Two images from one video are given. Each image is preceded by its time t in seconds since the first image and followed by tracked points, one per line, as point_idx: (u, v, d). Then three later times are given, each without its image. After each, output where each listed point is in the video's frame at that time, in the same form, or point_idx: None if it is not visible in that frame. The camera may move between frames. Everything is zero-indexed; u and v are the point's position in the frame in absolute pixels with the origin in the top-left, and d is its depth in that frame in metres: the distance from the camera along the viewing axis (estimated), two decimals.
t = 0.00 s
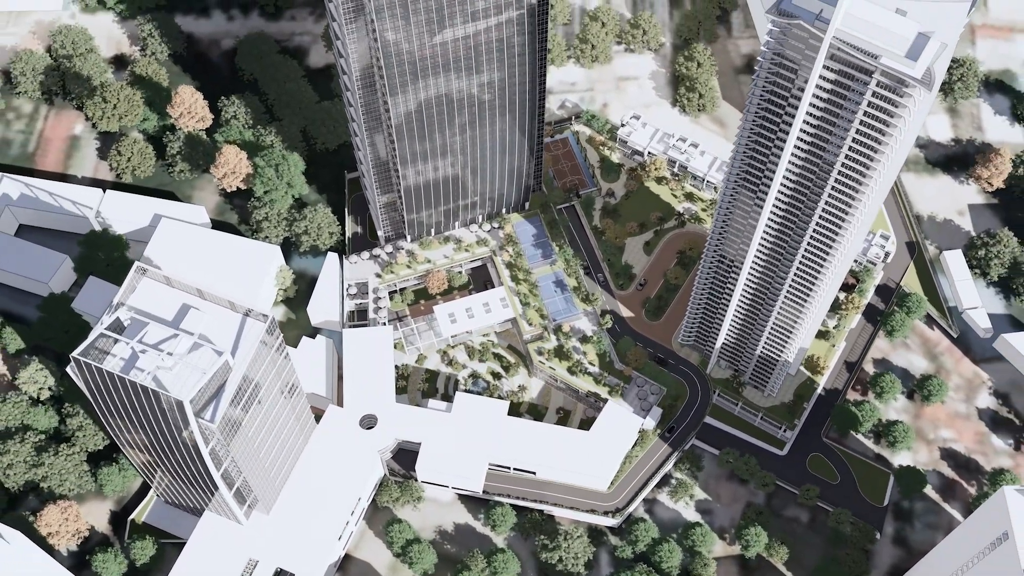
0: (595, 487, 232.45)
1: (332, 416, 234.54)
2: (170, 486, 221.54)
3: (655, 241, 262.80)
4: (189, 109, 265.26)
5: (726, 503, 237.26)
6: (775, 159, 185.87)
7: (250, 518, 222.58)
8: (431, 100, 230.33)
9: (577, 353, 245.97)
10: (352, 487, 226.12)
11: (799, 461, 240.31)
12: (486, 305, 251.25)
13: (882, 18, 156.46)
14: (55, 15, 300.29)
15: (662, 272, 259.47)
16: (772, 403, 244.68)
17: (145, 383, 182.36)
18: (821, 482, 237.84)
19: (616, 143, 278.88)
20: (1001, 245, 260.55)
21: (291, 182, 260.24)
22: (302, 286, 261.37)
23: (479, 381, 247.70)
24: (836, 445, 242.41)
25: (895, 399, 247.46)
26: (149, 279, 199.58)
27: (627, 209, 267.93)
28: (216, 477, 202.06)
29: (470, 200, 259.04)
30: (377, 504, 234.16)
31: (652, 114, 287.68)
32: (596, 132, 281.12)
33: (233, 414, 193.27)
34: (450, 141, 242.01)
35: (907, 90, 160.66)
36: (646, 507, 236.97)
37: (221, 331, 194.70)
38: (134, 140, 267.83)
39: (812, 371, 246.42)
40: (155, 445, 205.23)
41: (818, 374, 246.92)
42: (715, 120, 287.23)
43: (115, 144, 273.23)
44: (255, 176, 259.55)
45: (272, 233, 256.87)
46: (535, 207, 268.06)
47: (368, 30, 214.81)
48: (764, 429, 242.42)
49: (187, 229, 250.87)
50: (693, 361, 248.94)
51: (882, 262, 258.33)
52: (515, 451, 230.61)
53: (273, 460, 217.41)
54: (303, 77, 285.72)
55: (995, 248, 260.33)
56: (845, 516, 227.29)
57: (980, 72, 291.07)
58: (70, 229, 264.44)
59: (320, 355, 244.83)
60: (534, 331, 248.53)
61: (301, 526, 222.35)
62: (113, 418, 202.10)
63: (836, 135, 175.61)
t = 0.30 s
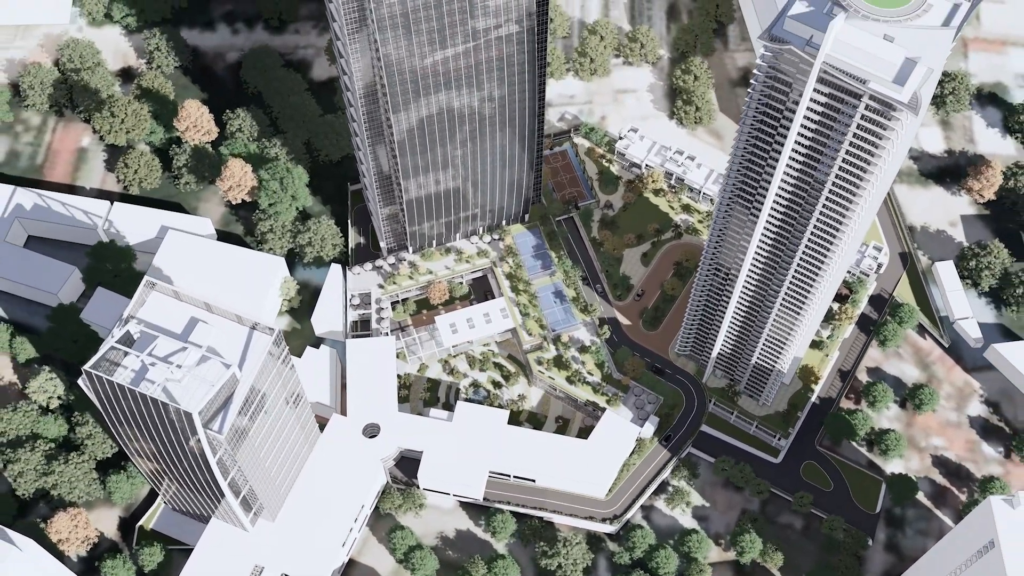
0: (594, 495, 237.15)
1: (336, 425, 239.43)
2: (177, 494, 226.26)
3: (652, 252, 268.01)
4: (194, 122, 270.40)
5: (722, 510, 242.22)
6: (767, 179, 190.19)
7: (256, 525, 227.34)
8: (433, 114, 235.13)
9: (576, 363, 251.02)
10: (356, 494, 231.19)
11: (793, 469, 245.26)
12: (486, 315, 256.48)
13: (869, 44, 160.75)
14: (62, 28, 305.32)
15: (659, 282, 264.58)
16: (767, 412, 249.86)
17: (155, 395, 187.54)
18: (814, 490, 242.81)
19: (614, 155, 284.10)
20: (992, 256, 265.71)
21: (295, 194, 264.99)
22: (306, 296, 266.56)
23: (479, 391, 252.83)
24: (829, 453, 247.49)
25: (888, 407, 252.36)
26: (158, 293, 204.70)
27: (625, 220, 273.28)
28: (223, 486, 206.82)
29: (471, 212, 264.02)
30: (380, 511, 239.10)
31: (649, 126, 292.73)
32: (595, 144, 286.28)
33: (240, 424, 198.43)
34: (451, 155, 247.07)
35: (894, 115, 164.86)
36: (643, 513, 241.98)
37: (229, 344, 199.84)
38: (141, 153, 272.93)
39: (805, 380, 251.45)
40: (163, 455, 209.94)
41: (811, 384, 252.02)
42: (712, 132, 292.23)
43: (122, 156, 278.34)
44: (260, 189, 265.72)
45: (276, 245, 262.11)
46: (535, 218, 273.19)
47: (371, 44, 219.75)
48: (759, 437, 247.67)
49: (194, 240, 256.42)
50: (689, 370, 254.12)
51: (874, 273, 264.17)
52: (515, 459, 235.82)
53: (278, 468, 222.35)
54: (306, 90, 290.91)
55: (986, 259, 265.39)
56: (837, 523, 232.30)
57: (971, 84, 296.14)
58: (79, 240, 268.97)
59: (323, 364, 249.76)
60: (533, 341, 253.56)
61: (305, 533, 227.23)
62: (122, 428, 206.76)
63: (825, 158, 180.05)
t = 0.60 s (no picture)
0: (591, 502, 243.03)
1: (339, 433, 244.46)
2: (184, 501, 230.95)
3: (649, 263, 273.43)
4: (200, 136, 275.81)
5: (718, 516, 247.10)
6: (760, 197, 195.01)
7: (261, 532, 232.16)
8: (434, 127, 239.98)
9: (574, 372, 256.03)
10: (359, 501, 236.40)
11: (788, 476, 250.30)
12: (486, 324, 261.67)
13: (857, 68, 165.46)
14: (69, 41, 310.25)
15: (655, 293, 270.25)
16: (762, 420, 254.79)
17: (164, 407, 192.57)
18: (808, 497, 247.83)
19: (612, 167, 289.15)
20: (983, 266, 270.31)
21: (299, 206, 269.60)
22: (310, 306, 270.95)
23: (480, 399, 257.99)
24: (823, 460, 252.42)
25: (880, 415, 257.13)
26: (166, 305, 208.69)
27: (623, 232, 278.81)
28: (230, 494, 211.63)
29: (472, 224, 268.99)
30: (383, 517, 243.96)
31: (647, 138, 297.67)
32: (593, 156, 291.37)
33: (247, 433, 203.59)
34: (452, 168, 252.01)
35: (882, 138, 169.50)
36: (641, 519, 246.72)
37: (235, 356, 204.33)
38: (147, 165, 277.76)
39: (799, 389, 256.56)
40: (171, 464, 214.53)
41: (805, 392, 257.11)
42: (708, 143, 297.12)
43: (129, 168, 283.41)
44: (264, 202, 270.30)
45: (280, 256, 266.66)
46: (534, 230, 278.33)
47: (373, 60, 224.62)
48: (754, 445, 252.67)
49: (202, 252, 262.40)
50: (686, 379, 259.47)
51: (867, 283, 270.15)
52: (515, 467, 240.95)
53: (284, 476, 227.29)
54: (309, 102, 295.88)
55: (977, 269, 270.06)
56: (830, 529, 237.27)
57: (963, 96, 301.00)
58: (87, 251, 273.92)
59: (327, 373, 254.40)
60: (533, 351, 258.45)
61: (309, 539, 232.20)
62: (131, 437, 211.43)
63: (815, 179, 184.89)
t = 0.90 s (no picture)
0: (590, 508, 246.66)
1: (342, 441, 249.46)
2: (191, 508, 235.84)
3: (646, 273, 278.85)
4: (205, 148, 280.11)
5: (714, 522, 252.10)
6: (754, 214, 200.27)
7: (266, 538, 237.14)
8: (436, 142, 244.35)
9: (572, 381, 261.01)
10: (362, 508, 241.52)
11: (782, 483, 255.40)
12: (487, 334, 267.08)
13: (846, 90, 171.26)
14: (76, 53, 315.25)
15: (652, 302, 275.62)
16: (757, 428, 259.98)
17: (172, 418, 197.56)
18: (802, 503, 252.90)
19: (610, 179, 294.32)
20: (974, 276, 275.16)
21: (302, 217, 274.81)
22: (314, 314, 276.27)
23: (480, 407, 262.99)
24: (816, 467, 257.43)
25: (873, 423, 262.02)
26: (174, 318, 213.21)
27: (621, 242, 283.98)
28: (237, 502, 216.47)
29: (472, 235, 273.82)
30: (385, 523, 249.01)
31: (645, 149, 302.73)
32: (591, 167, 296.54)
33: (253, 443, 208.74)
34: (453, 180, 256.53)
35: (870, 158, 174.89)
36: (638, 525, 251.68)
37: (241, 367, 209.30)
38: (153, 177, 282.44)
39: (793, 397, 261.62)
40: (178, 472, 219.40)
41: (798, 400, 262.57)
42: (705, 154, 302.14)
43: (136, 180, 288.50)
44: (269, 213, 275.33)
45: (285, 267, 272.11)
46: (534, 240, 283.44)
47: (376, 76, 229.17)
48: (749, 453, 257.80)
49: (207, 263, 267.59)
50: (682, 388, 264.81)
51: (861, 293, 274.81)
52: (515, 474, 246.19)
53: (289, 484, 232.36)
54: (313, 114, 301.09)
55: (969, 279, 274.90)
56: (823, 535, 242.27)
57: (956, 108, 305.92)
58: (94, 261, 278.96)
59: (331, 382, 259.37)
60: (532, 360, 263.64)
61: (313, 545, 237.31)
62: (139, 446, 216.42)
63: (806, 197, 190.01)
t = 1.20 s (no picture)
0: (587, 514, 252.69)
1: (346, 448, 254.60)
2: (197, 514, 240.92)
3: (643, 282, 284.67)
4: (210, 159, 286.31)
5: (709, 527, 257.34)
6: (747, 228, 205.35)
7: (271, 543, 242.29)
8: (437, 154, 249.05)
9: (571, 389, 266.26)
10: (365, 513, 246.67)
11: (776, 488, 260.67)
12: (487, 342, 272.26)
13: (835, 111, 176.69)
14: (83, 65, 320.44)
15: (649, 311, 281.47)
16: (751, 435, 265.54)
17: (180, 427, 202.89)
18: (795, 508, 258.14)
19: (608, 190, 299.86)
20: (964, 285, 280.92)
21: (306, 227, 279.68)
22: (317, 323, 281.53)
23: (481, 414, 268.38)
24: (810, 473, 262.68)
25: (866, 430, 267.23)
26: (181, 328, 218.43)
27: (618, 252, 289.62)
28: (244, 508, 221.59)
29: (473, 245, 278.81)
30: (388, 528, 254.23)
31: (642, 160, 308.03)
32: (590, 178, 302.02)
33: (259, 451, 214.09)
34: (454, 192, 261.25)
35: (859, 177, 180.15)
36: (635, 530, 256.89)
37: (248, 378, 214.71)
38: (160, 188, 287.67)
39: (786, 405, 267.06)
40: (184, 479, 224.38)
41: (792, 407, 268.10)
42: (701, 165, 307.51)
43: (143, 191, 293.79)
44: (274, 223, 280.81)
45: (289, 276, 276.79)
46: (533, 250, 288.76)
47: (379, 90, 233.57)
48: (744, 459, 263.21)
49: (213, 274, 273.07)
50: (679, 395, 270.29)
51: (854, 303, 278.65)
52: (515, 480, 251.36)
53: (294, 490, 237.60)
54: (316, 126, 306.70)
55: (959, 289, 280.62)
56: (816, 540, 247.58)
57: (948, 119, 311.17)
58: (102, 270, 284.11)
59: (334, 389, 264.64)
60: (531, 368, 269.04)
61: (318, 549, 242.53)
62: (147, 453, 221.49)
63: (797, 213, 195.38)
